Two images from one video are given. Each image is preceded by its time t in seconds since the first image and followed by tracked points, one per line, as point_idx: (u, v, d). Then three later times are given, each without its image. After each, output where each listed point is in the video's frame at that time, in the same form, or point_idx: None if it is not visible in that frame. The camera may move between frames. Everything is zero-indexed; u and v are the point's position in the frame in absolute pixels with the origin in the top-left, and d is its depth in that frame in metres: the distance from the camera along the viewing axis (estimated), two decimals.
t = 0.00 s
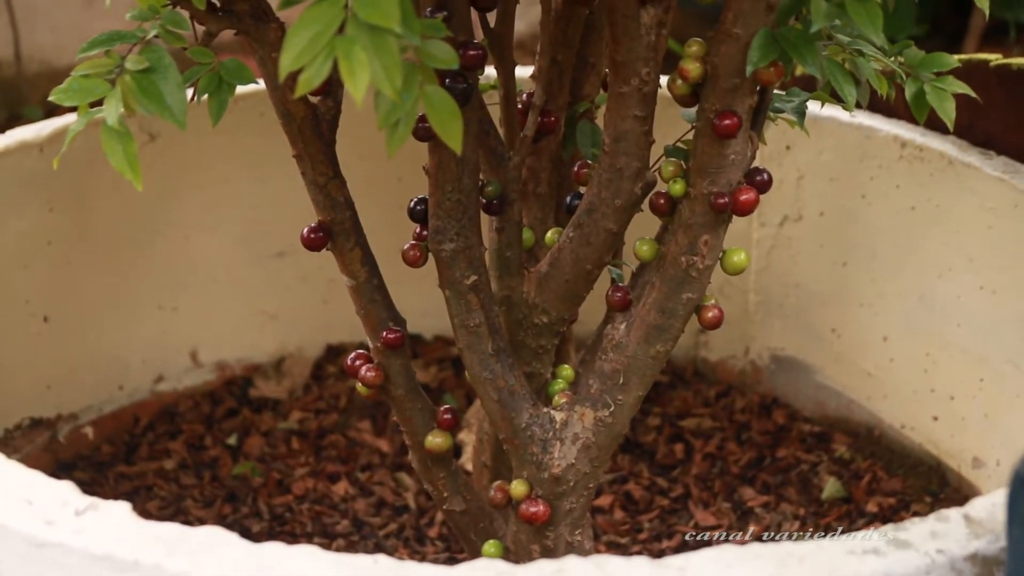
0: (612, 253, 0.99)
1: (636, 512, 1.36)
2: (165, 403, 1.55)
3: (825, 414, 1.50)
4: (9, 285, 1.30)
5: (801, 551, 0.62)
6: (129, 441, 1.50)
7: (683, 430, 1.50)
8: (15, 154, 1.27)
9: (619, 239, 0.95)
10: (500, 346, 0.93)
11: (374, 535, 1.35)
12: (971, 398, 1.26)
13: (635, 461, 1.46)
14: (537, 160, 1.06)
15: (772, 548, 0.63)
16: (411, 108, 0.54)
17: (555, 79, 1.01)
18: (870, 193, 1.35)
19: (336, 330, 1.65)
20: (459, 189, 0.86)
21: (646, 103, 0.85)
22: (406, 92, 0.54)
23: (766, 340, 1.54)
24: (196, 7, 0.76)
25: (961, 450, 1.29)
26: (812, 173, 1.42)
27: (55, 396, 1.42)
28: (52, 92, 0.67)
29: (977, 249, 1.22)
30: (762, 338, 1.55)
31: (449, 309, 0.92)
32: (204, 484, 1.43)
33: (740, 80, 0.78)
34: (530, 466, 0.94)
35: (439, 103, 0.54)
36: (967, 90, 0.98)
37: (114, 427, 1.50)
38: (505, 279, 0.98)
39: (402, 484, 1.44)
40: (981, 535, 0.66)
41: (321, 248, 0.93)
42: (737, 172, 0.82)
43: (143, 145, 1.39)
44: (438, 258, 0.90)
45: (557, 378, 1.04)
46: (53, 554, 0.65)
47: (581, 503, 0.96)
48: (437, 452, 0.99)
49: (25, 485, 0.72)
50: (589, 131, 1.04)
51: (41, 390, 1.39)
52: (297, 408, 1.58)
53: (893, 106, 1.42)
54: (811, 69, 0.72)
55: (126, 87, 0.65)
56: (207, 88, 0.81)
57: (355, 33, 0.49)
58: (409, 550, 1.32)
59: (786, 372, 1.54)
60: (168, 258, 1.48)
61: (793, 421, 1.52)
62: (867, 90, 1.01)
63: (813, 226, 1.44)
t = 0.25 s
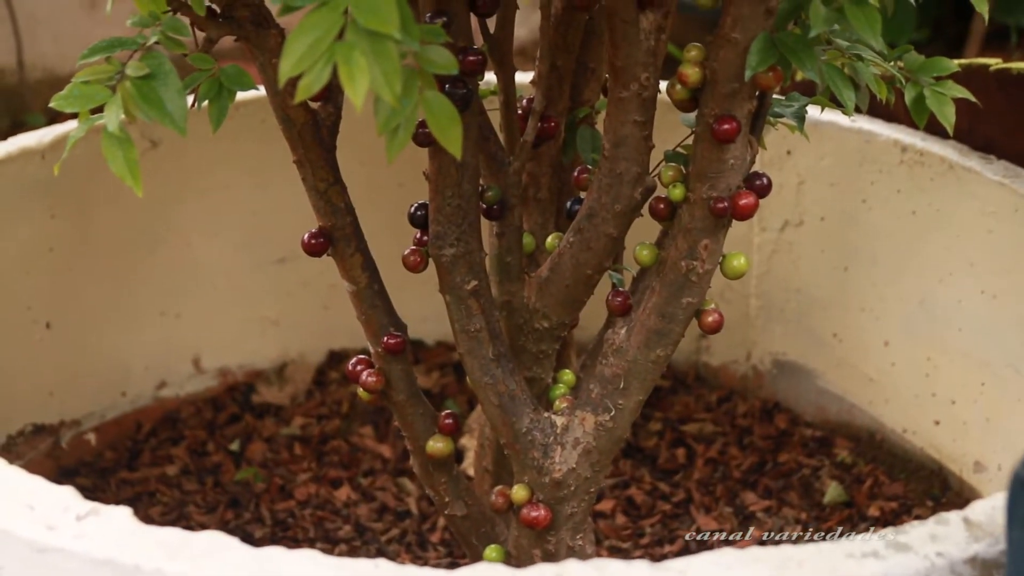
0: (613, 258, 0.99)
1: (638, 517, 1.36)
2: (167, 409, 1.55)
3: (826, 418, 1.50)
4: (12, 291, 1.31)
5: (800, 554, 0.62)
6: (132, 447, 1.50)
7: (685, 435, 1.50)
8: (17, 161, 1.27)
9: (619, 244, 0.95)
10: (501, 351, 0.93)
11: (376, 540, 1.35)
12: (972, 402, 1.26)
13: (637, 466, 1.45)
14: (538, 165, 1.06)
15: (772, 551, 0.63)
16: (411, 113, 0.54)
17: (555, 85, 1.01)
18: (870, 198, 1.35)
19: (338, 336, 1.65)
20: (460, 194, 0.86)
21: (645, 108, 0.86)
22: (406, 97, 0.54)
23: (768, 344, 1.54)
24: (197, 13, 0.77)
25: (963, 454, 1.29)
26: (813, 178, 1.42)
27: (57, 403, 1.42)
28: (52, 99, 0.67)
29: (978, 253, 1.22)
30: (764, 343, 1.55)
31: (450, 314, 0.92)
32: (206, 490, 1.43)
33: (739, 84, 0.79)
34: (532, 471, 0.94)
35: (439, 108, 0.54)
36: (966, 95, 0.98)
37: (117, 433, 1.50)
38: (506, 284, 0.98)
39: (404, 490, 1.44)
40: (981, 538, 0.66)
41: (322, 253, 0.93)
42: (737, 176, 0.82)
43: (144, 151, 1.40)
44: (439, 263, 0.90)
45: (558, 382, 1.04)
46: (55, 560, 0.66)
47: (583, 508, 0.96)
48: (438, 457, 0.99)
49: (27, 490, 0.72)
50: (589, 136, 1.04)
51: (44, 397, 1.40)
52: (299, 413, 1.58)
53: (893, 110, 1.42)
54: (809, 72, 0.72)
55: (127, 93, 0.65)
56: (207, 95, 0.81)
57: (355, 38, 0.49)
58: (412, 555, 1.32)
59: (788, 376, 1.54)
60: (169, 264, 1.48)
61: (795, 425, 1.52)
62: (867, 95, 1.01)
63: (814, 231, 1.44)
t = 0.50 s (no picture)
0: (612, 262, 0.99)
1: (639, 521, 1.36)
2: (169, 415, 1.55)
3: (827, 422, 1.50)
4: (12, 297, 1.31)
5: (799, 558, 0.62)
6: (133, 453, 1.50)
7: (686, 439, 1.50)
8: (18, 168, 1.27)
9: (618, 248, 0.95)
10: (500, 356, 0.93)
11: (378, 545, 1.35)
12: (973, 406, 1.26)
13: (638, 470, 1.45)
14: (537, 170, 1.06)
15: (770, 555, 0.63)
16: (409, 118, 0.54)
17: (553, 90, 1.02)
18: (869, 202, 1.35)
19: (339, 342, 1.65)
20: (458, 199, 0.86)
21: (643, 112, 0.86)
22: (404, 102, 0.54)
23: (768, 349, 1.54)
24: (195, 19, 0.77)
25: (963, 457, 1.29)
26: (812, 182, 1.42)
27: (59, 410, 1.42)
28: (52, 106, 0.68)
29: (977, 256, 1.22)
30: (764, 347, 1.55)
31: (449, 319, 0.92)
32: (207, 496, 1.43)
33: (736, 88, 0.79)
34: (531, 475, 0.94)
35: (436, 113, 0.54)
36: (964, 98, 0.98)
37: (118, 440, 1.51)
38: (505, 289, 0.98)
39: (405, 495, 1.44)
40: (979, 540, 0.66)
41: (321, 259, 0.93)
42: (735, 180, 0.82)
43: (144, 157, 1.40)
44: (438, 268, 0.90)
45: (558, 387, 1.04)
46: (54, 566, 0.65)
47: (583, 512, 0.96)
48: (438, 462, 0.99)
49: (27, 496, 0.72)
50: (588, 141, 1.05)
51: (45, 404, 1.40)
52: (300, 419, 1.58)
53: (892, 114, 1.42)
54: (806, 77, 0.73)
55: (126, 99, 0.65)
56: (205, 100, 0.81)
57: (352, 43, 0.49)
58: (413, 560, 1.32)
59: (788, 381, 1.53)
60: (169, 271, 1.48)
61: (795, 429, 1.51)
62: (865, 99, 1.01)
63: (814, 235, 1.44)
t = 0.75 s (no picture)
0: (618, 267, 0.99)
1: (646, 526, 1.36)
2: (177, 421, 1.55)
3: (834, 427, 1.49)
4: (21, 303, 1.31)
5: (803, 561, 0.62)
6: (142, 459, 1.50)
7: (693, 444, 1.50)
8: (27, 175, 1.28)
9: (624, 253, 0.95)
10: (506, 361, 0.93)
11: (385, 551, 1.35)
12: (980, 411, 1.26)
13: (645, 475, 1.45)
14: (543, 176, 1.07)
15: (774, 559, 0.63)
16: (414, 123, 0.54)
17: (559, 95, 1.02)
18: (876, 206, 1.35)
19: (346, 348, 1.65)
20: (464, 205, 0.86)
21: (649, 118, 0.86)
22: (409, 108, 0.55)
23: (775, 354, 1.54)
24: (202, 26, 0.77)
25: (970, 462, 1.29)
26: (819, 187, 1.41)
27: (67, 415, 1.42)
28: (58, 111, 0.68)
29: (983, 261, 1.21)
30: (771, 352, 1.54)
31: (455, 324, 0.92)
32: (215, 501, 1.44)
33: (741, 93, 0.79)
34: (538, 480, 0.94)
35: (441, 118, 0.55)
36: (970, 103, 0.98)
37: (127, 446, 1.51)
38: (511, 294, 0.98)
39: (412, 500, 1.44)
40: (984, 544, 0.65)
41: (327, 264, 0.93)
42: (740, 185, 0.82)
43: (152, 164, 1.40)
44: (444, 273, 0.90)
45: (564, 393, 1.04)
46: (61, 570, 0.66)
47: (589, 517, 0.96)
48: (445, 467, 0.99)
49: (34, 501, 0.72)
50: (594, 146, 1.05)
51: (54, 409, 1.40)
52: (308, 425, 1.58)
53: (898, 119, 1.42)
54: (811, 81, 0.73)
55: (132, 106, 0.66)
56: (212, 107, 0.82)
57: (357, 49, 0.49)
58: (420, 565, 1.32)
59: (795, 386, 1.53)
60: (177, 277, 1.48)
61: (802, 434, 1.51)
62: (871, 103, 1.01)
63: (821, 240, 1.44)
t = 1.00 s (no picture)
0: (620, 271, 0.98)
1: (649, 530, 1.36)
2: (180, 426, 1.56)
3: (836, 431, 1.49)
4: (25, 308, 1.32)
5: (804, 564, 0.62)
6: (145, 463, 1.51)
7: (695, 448, 1.50)
8: (30, 179, 1.28)
9: (626, 256, 0.96)
10: (508, 364, 0.93)
11: (388, 554, 1.35)
12: (983, 414, 1.28)
13: (647, 479, 1.45)
14: (544, 180, 1.07)
15: (775, 561, 0.63)
16: (416, 127, 0.55)
17: (560, 100, 1.02)
18: (877, 210, 1.35)
19: (349, 352, 1.66)
20: (466, 209, 0.87)
21: (650, 121, 0.86)
22: (411, 112, 0.55)
23: (777, 358, 1.54)
24: (204, 31, 0.79)
25: (972, 465, 1.31)
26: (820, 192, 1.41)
27: (71, 420, 1.43)
28: (61, 117, 0.68)
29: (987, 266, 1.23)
30: (773, 356, 1.54)
31: (457, 327, 0.93)
32: (219, 505, 1.44)
33: (742, 97, 0.79)
34: (540, 483, 0.94)
35: (442, 122, 0.55)
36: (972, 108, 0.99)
37: (130, 450, 1.51)
38: (513, 298, 0.99)
39: (415, 504, 1.44)
40: (984, 545, 0.66)
41: (330, 268, 0.93)
42: (741, 189, 0.83)
43: (155, 169, 1.41)
44: (446, 277, 0.90)
45: (566, 396, 1.04)
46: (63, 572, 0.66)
47: (591, 519, 0.96)
48: (447, 470, 0.99)
49: (36, 503, 0.73)
50: (595, 151, 1.05)
51: (58, 414, 1.41)
52: (311, 429, 1.59)
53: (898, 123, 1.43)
54: (811, 85, 0.73)
55: (135, 110, 0.66)
56: (214, 111, 0.82)
57: (359, 53, 0.50)
58: (423, 569, 1.32)
59: (797, 390, 1.53)
60: (181, 281, 1.48)
61: (804, 438, 1.51)
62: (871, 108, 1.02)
63: (822, 244, 1.44)
